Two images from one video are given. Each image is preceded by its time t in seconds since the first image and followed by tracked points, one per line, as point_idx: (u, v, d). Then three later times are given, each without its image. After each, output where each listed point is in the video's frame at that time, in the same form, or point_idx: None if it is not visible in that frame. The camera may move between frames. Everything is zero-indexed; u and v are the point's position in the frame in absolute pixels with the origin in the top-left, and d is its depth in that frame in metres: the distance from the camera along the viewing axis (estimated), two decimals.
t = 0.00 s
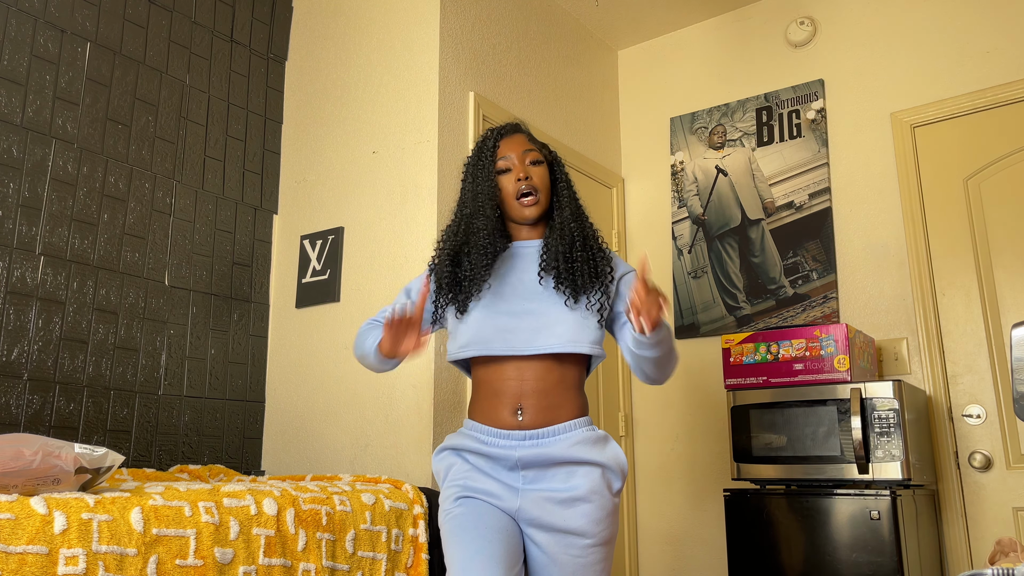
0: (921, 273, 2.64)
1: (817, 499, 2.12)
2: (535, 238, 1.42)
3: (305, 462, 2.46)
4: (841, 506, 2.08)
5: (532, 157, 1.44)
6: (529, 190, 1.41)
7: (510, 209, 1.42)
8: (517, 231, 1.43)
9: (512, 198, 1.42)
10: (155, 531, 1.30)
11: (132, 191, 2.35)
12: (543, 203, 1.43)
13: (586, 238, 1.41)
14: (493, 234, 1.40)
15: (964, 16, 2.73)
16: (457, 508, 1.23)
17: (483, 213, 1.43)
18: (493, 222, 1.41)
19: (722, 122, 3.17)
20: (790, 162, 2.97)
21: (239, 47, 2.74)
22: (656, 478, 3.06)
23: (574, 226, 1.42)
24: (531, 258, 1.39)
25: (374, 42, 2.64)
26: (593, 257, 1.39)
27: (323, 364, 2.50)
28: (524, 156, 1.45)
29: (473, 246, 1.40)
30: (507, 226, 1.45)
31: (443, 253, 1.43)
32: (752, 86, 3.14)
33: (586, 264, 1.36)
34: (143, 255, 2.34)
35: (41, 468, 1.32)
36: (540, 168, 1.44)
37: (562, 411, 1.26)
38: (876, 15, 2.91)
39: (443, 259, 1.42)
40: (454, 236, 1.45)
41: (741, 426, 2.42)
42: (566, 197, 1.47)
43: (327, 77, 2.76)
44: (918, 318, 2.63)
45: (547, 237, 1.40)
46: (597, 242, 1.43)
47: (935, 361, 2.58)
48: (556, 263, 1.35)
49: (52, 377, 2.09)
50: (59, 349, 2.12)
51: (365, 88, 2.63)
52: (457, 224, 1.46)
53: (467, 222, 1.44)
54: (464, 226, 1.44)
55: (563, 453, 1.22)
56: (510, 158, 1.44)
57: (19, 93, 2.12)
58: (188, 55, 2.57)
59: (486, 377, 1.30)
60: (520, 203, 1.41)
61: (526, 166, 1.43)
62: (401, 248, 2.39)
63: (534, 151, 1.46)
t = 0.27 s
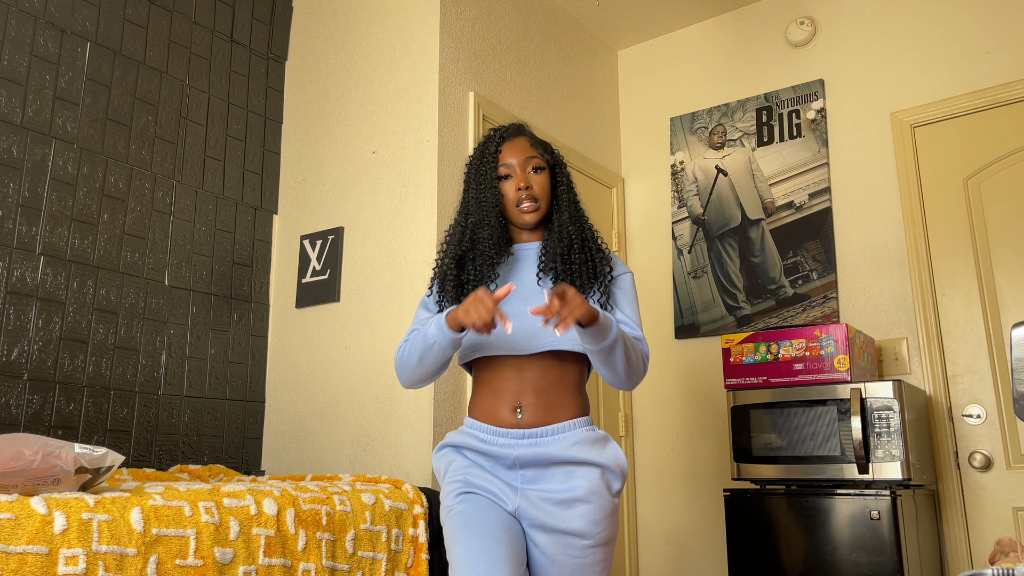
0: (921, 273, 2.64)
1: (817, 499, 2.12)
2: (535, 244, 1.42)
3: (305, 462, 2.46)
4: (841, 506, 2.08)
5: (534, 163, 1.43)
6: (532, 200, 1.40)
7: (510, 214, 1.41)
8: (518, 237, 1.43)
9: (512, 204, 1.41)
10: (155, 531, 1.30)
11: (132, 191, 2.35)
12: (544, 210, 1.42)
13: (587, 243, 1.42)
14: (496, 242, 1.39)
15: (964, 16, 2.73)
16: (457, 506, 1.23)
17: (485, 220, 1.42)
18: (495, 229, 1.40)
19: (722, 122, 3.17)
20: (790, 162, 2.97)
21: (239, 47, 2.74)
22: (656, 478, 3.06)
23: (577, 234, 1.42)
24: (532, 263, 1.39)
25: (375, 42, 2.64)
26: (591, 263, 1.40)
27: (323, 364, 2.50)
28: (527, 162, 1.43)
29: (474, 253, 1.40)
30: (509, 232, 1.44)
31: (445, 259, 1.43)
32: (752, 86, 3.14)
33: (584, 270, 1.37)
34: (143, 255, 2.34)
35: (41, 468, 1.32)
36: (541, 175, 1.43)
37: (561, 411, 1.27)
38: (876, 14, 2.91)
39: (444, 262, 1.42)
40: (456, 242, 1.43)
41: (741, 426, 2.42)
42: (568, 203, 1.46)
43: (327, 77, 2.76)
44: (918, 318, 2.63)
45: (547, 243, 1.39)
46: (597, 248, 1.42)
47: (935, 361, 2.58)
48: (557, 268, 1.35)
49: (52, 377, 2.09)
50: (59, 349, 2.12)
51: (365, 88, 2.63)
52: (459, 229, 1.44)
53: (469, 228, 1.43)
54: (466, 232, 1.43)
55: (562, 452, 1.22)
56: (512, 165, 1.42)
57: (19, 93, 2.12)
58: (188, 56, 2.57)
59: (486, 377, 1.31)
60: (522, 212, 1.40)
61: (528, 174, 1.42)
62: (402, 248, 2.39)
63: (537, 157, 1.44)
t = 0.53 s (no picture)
0: (921, 273, 2.64)
1: (817, 499, 2.12)
2: (530, 236, 1.42)
3: (304, 462, 2.46)
4: (841, 506, 2.08)
5: (530, 154, 1.42)
6: (525, 191, 1.40)
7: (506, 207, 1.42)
8: (512, 229, 1.43)
9: (507, 196, 1.41)
10: (155, 531, 1.30)
11: (132, 190, 2.35)
12: (538, 201, 1.41)
13: (586, 238, 1.41)
14: (486, 232, 1.41)
15: (964, 16, 2.73)
16: (456, 506, 1.22)
17: (478, 211, 1.43)
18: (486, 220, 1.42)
19: (722, 121, 3.17)
20: (790, 162, 2.97)
21: (239, 47, 2.74)
22: (656, 478, 3.06)
23: (573, 227, 1.41)
24: (528, 258, 1.39)
25: (375, 42, 2.64)
26: (592, 258, 1.39)
27: (323, 363, 2.50)
28: (522, 152, 1.43)
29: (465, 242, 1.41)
30: (503, 223, 1.45)
31: (437, 248, 1.45)
32: (752, 86, 3.14)
33: (586, 267, 1.35)
34: (143, 255, 2.35)
35: (40, 468, 1.32)
36: (537, 166, 1.42)
37: (562, 412, 1.26)
38: (876, 14, 2.91)
39: (438, 254, 1.43)
40: (449, 231, 1.46)
41: (741, 426, 2.42)
42: (566, 195, 1.45)
43: (327, 78, 2.76)
44: (918, 318, 2.63)
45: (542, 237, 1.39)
46: (593, 241, 1.42)
47: (935, 361, 2.58)
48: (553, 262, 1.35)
49: (52, 377, 2.09)
50: (59, 349, 2.12)
51: (364, 88, 2.63)
52: (453, 218, 1.47)
53: (462, 218, 1.45)
54: (458, 222, 1.45)
55: (563, 454, 1.22)
56: (508, 156, 1.42)
57: (19, 93, 2.12)
58: (188, 56, 2.57)
59: (484, 377, 1.29)
60: (515, 203, 1.40)
61: (523, 165, 1.41)
62: (402, 248, 2.39)
63: (533, 148, 1.43)
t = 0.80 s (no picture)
0: (921, 273, 2.64)
1: (817, 499, 2.12)
2: (518, 229, 1.34)
3: (305, 462, 2.46)
4: (842, 506, 2.08)
5: (522, 142, 1.34)
6: (515, 179, 1.31)
7: (494, 197, 1.33)
8: (499, 219, 1.35)
9: (495, 184, 1.32)
10: (155, 531, 1.30)
11: (132, 191, 2.35)
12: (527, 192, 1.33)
13: (578, 233, 1.34)
14: (473, 223, 1.32)
15: (964, 16, 2.73)
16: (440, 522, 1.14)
17: (466, 197, 1.34)
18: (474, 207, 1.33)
19: (722, 121, 3.17)
20: (790, 162, 2.98)
21: (239, 47, 2.74)
22: (656, 478, 3.06)
23: (564, 220, 1.35)
24: (517, 251, 1.31)
25: (375, 42, 2.64)
26: (585, 253, 1.32)
27: (323, 363, 2.50)
28: (513, 140, 1.34)
29: (451, 230, 1.33)
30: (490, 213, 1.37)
31: (420, 237, 1.36)
32: (752, 86, 3.14)
33: (580, 263, 1.28)
34: (142, 255, 2.34)
35: (40, 468, 1.32)
36: (529, 155, 1.34)
37: (553, 415, 1.19)
38: (876, 14, 2.91)
39: (421, 244, 1.34)
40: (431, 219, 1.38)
41: (741, 426, 2.42)
42: (557, 188, 1.38)
43: (327, 78, 2.76)
44: (918, 318, 2.63)
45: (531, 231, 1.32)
46: (584, 236, 1.35)
47: (935, 361, 2.58)
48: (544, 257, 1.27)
49: (52, 377, 2.09)
50: (59, 349, 2.12)
51: (365, 88, 2.63)
52: (439, 205, 1.38)
53: (449, 205, 1.36)
54: (445, 209, 1.36)
55: (557, 460, 1.15)
56: (498, 142, 1.34)
57: (19, 93, 2.12)
58: (188, 55, 2.57)
59: (471, 379, 1.21)
60: (504, 192, 1.32)
61: (514, 152, 1.33)
62: (402, 247, 2.39)
63: (524, 136, 1.35)
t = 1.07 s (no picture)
0: (921, 273, 2.64)
1: (817, 499, 2.12)
2: (493, 215, 1.30)
3: (305, 462, 2.46)
4: (842, 506, 2.08)
5: (501, 124, 1.29)
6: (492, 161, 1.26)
7: (469, 179, 1.28)
8: (474, 202, 1.30)
9: (472, 167, 1.27)
10: (155, 531, 1.30)
11: (132, 191, 2.35)
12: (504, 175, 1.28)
13: (553, 216, 1.33)
14: (447, 207, 1.26)
15: (964, 16, 2.73)
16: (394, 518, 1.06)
17: (445, 177, 1.28)
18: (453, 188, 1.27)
19: (722, 122, 3.17)
20: (790, 162, 2.98)
21: (239, 47, 2.74)
22: (656, 478, 3.06)
23: (539, 204, 1.32)
24: (492, 236, 1.27)
25: (375, 42, 2.64)
26: (560, 237, 1.30)
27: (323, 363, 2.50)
28: (493, 121, 1.29)
29: (430, 211, 1.27)
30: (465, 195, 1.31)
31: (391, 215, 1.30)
32: (752, 86, 3.14)
33: (555, 247, 1.26)
34: (142, 255, 2.34)
35: (40, 468, 1.32)
36: (507, 138, 1.29)
37: (524, 406, 1.13)
38: (876, 14, 2.91)
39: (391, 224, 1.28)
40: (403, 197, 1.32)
41: (741, 426, 2.42)
42: (534, 173, 1.35)
43: (327, 78, 2.76)
44: (918, 318, 2.63)
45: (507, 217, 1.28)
46: (559, 221, 1.33)
47: (935, 361, 2.58)
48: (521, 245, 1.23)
49: (53, 377, 2.09)
50: (59, 349, 2.12)
51: (365, 88, 2.63)
52: (415, 183, 1.31)
53: (426, 185, 1.30)
54: (422, 189, 1.30)
55: (526, 457, 1.09)
56: (476, 122, 1.28)
57: (19, 93, 2.12)
58: (188, 55, 2.57)
59: (436, 362, 1.14)
60: (480, 175, 1.27)
61: (492, 134, 1.28)
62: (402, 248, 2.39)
63: (504, 117, 1.30)
